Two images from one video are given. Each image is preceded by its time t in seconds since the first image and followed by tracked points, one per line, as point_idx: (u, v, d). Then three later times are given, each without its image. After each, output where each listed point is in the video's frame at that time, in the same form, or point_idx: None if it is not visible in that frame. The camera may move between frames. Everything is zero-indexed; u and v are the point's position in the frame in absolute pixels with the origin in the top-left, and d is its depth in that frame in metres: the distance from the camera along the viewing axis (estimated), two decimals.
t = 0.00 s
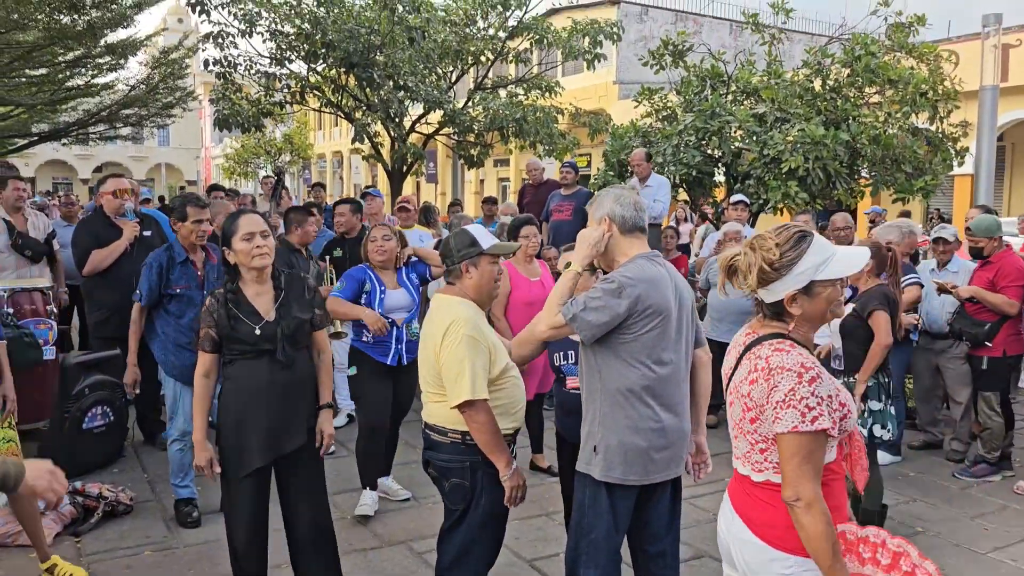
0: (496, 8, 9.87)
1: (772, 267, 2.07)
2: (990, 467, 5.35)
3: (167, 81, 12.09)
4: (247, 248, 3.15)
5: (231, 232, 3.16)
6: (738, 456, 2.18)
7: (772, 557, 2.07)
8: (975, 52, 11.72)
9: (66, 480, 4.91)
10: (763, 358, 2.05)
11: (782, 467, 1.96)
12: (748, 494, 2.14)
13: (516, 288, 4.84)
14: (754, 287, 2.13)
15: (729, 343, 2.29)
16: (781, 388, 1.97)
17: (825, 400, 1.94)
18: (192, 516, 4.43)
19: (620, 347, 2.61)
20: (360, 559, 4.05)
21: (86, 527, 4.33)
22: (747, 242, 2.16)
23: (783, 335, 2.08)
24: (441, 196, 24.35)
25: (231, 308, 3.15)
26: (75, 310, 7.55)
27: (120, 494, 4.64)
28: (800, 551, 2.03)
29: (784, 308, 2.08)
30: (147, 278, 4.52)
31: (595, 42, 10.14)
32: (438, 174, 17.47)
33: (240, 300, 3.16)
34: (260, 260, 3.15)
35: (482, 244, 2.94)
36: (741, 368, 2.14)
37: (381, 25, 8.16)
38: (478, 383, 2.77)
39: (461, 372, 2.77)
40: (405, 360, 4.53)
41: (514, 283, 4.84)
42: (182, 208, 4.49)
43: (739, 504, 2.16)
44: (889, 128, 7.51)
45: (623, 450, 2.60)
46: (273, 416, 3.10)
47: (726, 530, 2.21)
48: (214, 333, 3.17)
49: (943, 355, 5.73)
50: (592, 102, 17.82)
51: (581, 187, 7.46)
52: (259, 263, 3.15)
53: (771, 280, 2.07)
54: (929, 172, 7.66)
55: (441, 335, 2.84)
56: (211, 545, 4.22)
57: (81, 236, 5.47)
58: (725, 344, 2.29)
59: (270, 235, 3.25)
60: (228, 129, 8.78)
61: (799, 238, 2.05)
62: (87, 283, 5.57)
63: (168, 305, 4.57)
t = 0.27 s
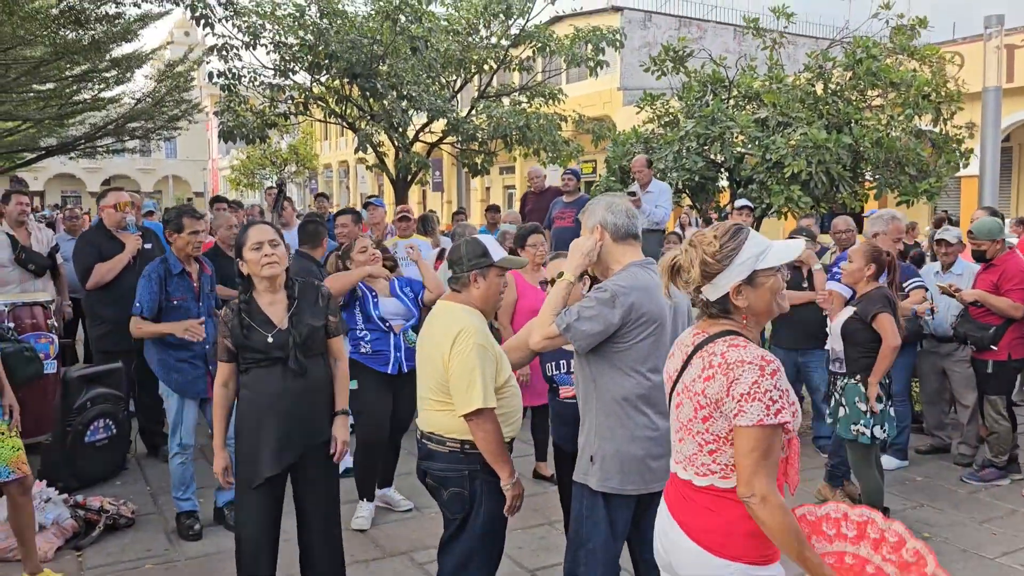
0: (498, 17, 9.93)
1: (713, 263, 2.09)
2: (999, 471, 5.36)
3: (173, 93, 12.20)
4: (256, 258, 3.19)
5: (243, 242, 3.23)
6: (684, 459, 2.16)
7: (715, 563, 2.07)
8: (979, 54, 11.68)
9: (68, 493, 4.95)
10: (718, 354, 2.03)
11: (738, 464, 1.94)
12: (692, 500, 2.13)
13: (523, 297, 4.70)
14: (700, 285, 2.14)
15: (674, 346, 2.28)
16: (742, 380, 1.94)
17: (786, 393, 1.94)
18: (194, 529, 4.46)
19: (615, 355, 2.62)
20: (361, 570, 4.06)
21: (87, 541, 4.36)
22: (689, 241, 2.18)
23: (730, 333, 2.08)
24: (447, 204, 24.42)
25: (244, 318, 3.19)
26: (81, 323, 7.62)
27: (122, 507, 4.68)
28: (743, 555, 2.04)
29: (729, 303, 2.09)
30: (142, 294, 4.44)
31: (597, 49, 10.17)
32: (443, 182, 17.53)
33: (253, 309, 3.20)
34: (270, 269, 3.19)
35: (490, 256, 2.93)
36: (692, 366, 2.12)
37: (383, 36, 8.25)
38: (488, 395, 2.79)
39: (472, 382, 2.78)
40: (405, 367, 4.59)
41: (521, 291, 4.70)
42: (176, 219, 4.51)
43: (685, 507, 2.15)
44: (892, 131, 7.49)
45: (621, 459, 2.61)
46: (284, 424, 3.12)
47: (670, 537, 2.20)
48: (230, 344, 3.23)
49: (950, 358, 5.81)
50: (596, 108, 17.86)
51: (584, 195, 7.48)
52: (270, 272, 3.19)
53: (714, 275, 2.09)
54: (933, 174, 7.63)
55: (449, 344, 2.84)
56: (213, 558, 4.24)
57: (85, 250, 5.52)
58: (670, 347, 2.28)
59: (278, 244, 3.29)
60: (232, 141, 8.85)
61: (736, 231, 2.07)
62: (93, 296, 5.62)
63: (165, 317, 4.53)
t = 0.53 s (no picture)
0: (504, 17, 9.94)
1: (698, 258, 2.00)
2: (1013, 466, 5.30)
3: (182, 98, 12.28)
4: (282, 259, 3.25)
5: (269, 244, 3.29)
6: (672, 472, 2.05)
7: None
8: (987, 48, 11.62)
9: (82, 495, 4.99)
10: (707, 356, 1.93)
11: (767, 464, 1.86)
12: (686, 510, 2.04)
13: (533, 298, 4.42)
14: (681, 280, 2.03)
15: (639, 354, 2.15)
16: (747, 380, 1.85)
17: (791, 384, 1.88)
18: (207, 530, 4.48)
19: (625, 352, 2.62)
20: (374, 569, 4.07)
21: (101, 543, 4.39)
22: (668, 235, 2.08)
23: (712, 334, 1.99)
24: (455, 205, 24.47)
25: (273, 315, 3.25)
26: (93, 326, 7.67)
27: (135, 509, 4.70)
28: (744, 564, 1.98)
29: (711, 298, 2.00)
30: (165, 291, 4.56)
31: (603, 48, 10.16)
32: (450, 183, 17.56)
33: (282, 308, 3.26)
34: (294, 269, 3.24)
35: (510, 253, 2.94)
36: (676, 373, 2.00)
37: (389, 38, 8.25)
38: (508, 389, 2.79)
39: (491, 377, 2.78)
40: (409, 367, 4.57)
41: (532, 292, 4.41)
42: (183, 217, 4.45)
43: (679, 522, 2.05)
44: (901, 125, 7.45)
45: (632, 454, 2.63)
46: (315, 419, 3.15)
47: (660, 551, 2.10)
48: (263, 342, 3.27)
49: (962, 353, 5.83)
50: (603, 108, 17.86)
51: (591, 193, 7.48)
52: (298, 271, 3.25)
53: (697, 270, 2.00)
54: (943, 168, 7.60)
55: (467, 340, 2.85)
56: (226, 558, 4.26)
57: (96, 254, 5.55)
58: (639, 354, 2.15)
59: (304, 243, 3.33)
60: (240, 144, 8.90)
61: (720, 225, 2.00)
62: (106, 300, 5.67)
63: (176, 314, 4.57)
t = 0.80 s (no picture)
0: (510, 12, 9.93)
1: (690, 248, 1.92)
2: None
3: (190, 96, 12.34)
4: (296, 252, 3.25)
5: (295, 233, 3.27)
6: (649, 464, 2.00)
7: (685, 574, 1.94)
8: (998, 37, 11.53)
9: (97, 490, 5.02)
10: (694, 346, 1.86)
11: (768, 463, 1.81)
12: (662, 506, 1.98)
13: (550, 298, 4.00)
14: (673, 273, 1.96)
15: (628, 339, 2.10)
16: (735, 375, 1.78)
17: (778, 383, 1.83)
18: (221, 523, 4.51)
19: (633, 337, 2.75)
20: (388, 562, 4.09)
21: (116, 537, 4.42)
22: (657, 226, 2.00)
23: (703, 323, 1.92)
24: (462, 202, 24.48)
25: (295, 302, 3.31)
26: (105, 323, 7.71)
27: (150, 502, 4.73)
28: (716, 565, 1.92)
29: (704, 290, 1.93)
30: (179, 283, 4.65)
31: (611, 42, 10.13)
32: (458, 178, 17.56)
33: (305, 297, 3.30)
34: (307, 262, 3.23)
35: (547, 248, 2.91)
36: (660, 363, 1.93)
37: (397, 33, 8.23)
38: (534, 384, 2.77)
39: (518, 370, 2.76)
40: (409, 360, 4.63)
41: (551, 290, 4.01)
42: (194, 211, 4.65)
43: (655, 518, 1.99)
44: (912, 114, 7.41)
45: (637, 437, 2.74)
46: (339, 408, 3.17)
47: (633, 548, 2.05)
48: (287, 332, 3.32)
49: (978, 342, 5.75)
50: (610, 102, 17.83)
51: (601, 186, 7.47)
52: (319, 264, 3.25)
53: (690, 262, 1.92)
54: (954, 158, 7.55)
55: (495, 331, 2.83)
56: (240, 551, 4.29)
57: (110, 250, 5.59)
58: (628, 338, 2.10)
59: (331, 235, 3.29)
60: (248, 141, 8.92)
61: (711, 212, 1.92)
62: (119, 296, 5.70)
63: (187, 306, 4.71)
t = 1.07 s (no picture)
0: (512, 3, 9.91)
1: (677, 225, 1.91)
2: None
3: (191, 90, 12.36)
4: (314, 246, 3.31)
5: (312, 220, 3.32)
6: (626, 450, 2.01)
7: (658, 563, 1.93)
8: (1003, 23, 11.46)
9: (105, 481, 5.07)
10: (667, 331, 1.86)
11: (683, 456, 1.78)
12: (638, 495, 1.97)
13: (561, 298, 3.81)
14: (661, 252, 1.95)
15: (618, 322, 2.11)
16: (694, 361, 1.77)
17: (742, 374, 1.77)
18: (227, 513, 4.59)
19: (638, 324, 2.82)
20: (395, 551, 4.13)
21: (123, 527, 4.47)
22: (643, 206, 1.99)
23: (682, 308, 1.91)
24: (464, 195, 24.47)
25: (308, 290, 3.43)
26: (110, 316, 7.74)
27: (157, 493, 4.77)
28: (689, 556, 1.90)
29: (692, 269, 1.92)
30: (186, 272, 4.68)
31: (613, 32, 10.10)
32: (459, 170, 17.55)
33: (318, 283, 3.40)
34: (322, 254, 3.31)
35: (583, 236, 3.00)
36: (638, 345, 1.94)
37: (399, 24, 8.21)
38: (560, 373, 2.77)
39: (546, 361, 2.76)
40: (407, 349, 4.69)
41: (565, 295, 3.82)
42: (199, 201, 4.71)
43: (632, 505, 2.00)
44: (916, 102, 7.39)
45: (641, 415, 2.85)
46: (338, 399, 3.21)
47: (617, 535, 2.06)
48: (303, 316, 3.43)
49: (984, 329, 5.76)
50: (612, 93, 17.80)
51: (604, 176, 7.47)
52: (328, 255, 3.33)
53: (678, 240, 1.91)
54: (959, 145, 7.52)
55: (524, 319, 2.82)
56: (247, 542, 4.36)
57: (114, 242, 5.56)
58: (617, 322, 2.11)
59: (344, 228, 3.33)
60: (251, 134, 8.91)
61: (699, 189, 1.91)
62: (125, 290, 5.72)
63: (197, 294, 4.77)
